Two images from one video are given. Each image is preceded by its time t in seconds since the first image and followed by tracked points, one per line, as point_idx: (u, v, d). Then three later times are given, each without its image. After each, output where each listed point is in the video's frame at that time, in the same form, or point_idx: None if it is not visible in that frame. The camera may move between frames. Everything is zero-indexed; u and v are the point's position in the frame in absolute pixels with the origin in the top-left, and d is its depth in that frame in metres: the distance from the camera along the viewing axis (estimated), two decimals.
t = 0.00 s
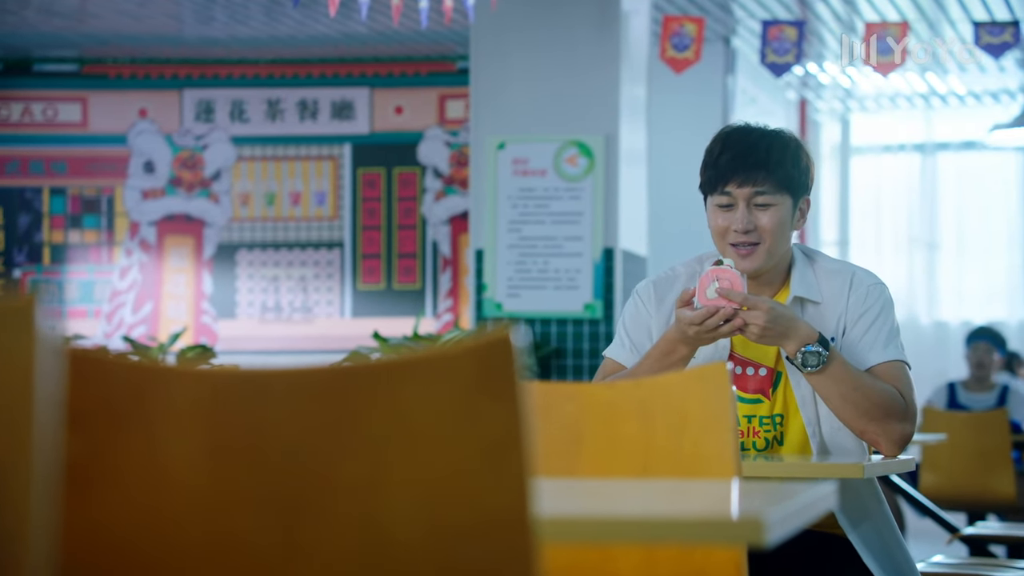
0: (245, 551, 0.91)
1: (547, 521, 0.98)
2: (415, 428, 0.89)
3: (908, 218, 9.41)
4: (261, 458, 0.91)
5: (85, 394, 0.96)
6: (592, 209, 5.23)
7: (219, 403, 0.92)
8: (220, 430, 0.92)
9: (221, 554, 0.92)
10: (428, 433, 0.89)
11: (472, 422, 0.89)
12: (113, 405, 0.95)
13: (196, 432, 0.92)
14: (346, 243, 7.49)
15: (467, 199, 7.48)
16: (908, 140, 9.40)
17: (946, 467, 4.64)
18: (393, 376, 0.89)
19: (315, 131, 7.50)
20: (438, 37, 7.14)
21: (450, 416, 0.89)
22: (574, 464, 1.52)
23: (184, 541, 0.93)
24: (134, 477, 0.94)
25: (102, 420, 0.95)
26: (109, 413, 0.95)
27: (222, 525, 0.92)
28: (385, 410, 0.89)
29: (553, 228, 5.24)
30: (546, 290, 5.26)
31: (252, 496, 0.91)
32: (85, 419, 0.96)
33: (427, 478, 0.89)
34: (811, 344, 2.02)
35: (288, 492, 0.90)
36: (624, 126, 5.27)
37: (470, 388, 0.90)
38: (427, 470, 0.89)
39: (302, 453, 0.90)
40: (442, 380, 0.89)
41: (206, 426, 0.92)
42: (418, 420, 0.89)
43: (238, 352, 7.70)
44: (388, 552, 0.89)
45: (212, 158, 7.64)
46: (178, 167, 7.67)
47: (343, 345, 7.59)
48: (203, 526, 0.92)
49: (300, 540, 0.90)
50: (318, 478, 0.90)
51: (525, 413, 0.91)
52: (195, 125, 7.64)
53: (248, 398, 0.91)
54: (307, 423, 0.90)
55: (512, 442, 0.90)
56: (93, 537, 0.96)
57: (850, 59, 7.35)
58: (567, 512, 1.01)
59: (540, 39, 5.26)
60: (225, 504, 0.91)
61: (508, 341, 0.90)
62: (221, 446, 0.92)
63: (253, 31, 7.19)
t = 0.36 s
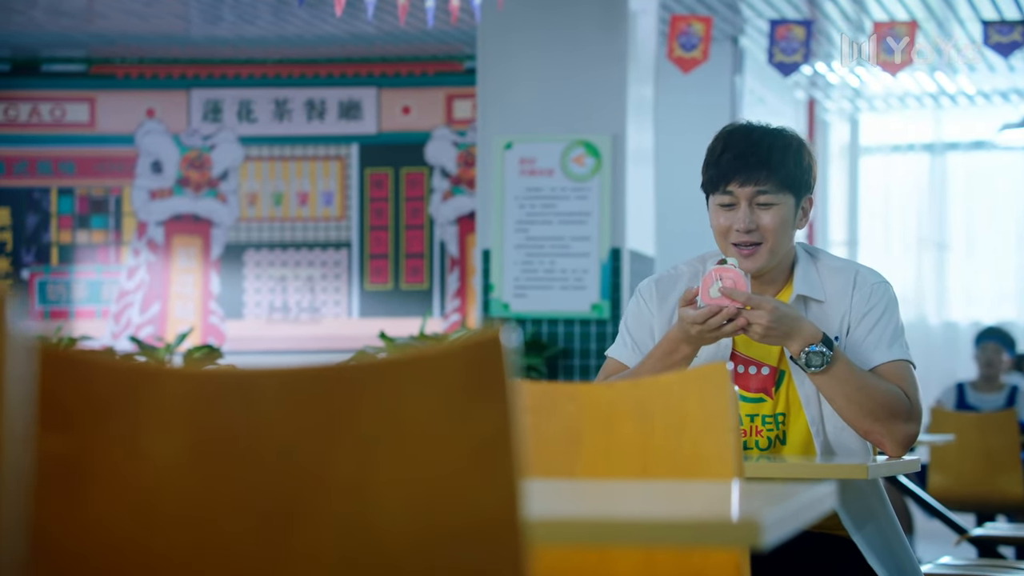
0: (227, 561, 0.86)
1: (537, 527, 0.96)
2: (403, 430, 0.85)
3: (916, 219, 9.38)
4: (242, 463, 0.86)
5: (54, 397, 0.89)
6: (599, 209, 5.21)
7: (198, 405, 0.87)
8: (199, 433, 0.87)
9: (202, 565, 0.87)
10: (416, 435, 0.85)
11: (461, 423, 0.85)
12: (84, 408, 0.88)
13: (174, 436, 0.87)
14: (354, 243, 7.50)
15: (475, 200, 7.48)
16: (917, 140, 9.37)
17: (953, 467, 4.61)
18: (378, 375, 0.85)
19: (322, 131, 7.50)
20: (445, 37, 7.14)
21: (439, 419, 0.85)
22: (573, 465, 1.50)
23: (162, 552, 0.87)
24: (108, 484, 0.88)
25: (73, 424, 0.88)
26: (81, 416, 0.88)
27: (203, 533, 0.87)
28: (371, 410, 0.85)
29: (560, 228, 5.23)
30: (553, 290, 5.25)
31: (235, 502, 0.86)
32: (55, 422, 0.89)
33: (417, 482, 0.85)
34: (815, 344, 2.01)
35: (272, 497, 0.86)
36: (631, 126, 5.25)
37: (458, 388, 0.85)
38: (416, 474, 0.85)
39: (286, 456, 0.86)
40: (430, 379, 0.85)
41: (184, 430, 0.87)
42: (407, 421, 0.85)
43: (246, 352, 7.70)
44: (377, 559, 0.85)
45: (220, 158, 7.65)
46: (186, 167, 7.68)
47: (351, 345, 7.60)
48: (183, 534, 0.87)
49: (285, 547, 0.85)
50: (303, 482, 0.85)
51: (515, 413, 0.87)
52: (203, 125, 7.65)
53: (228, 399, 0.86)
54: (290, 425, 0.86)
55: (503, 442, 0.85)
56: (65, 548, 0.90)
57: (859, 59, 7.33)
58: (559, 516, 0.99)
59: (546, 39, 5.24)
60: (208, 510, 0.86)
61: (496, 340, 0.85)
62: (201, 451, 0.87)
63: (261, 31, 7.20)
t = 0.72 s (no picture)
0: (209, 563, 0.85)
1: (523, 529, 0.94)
2: (389, 428, 0.84)
3: (926, 219, 9.34)
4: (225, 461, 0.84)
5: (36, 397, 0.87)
6: (606, 209, 5.19)
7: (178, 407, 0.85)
8: (181, 432, 0.85)
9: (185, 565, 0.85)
10: (404, 434, 0.84)
11: (450, 423, 0.83)
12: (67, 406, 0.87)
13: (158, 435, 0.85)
14: (362, 243, 7.49)
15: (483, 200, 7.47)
16: (927, 139, 9.32)
17: (963, 468, 4.58)
18: (365, 376, 0.84)
19: (330, 131, 7.49)
20: (452, 36, 7.12)
21: (426, 419, 0.83)
22: (570, 467, 1.47)
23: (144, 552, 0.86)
24: (89, 484, 0.87)
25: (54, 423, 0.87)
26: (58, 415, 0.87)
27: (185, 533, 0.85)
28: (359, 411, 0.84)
29: (567, 228, 5.21)
30: (560, 290, 5.23)
31: (218, 503, 0.84)
32: (34, 419, 0.87)
33: (402, 482, 0.83)
34: (820, 343, 1.99)
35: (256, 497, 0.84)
36: (639, 126, 5.23)
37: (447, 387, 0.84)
38: (401, 472, 0.83)
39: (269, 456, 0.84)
40: (417, 379, 0.83)
41: (167, 427, 0.85)
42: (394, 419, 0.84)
43: (254, 352, 7.71)
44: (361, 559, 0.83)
45: (228, 158, 7.65)
46: (194, 167, 7.68)
47: (358, 345, 7.59)
48: (165, 535, 0.85)
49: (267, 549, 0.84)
50: (287, 483, 0.84)
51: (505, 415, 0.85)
52: (210, 126, 7.64)
53: (210, 398, 0.85)
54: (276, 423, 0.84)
55: (492, 443, 0.84)
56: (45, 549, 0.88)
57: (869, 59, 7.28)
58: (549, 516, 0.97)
59: (553, 39, 5.23)
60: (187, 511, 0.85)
61: (487, 341, 0.84)
62: (183, 451, 0.85)
63: (268, 31, 7.20)
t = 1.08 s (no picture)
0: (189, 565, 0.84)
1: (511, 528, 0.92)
2: (371, 427, 0.82)
3: (932, 218, 9.32)
4: (205, 461, 0.83)
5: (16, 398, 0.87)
6: (611, 209, 5.16)
7: (158, 406, 0.84)
8: (159, 431, 0.84)
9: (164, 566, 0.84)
10: (384, 434, 0.82)
11: (433, 425, 0.82)
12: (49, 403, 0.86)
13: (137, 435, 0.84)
14: (366, 243, 7.49)
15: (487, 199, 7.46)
16: (934, 139, 9.28)
17: (967, 468, 4.55)
18: (347, 375, 0.83)
19: (334, 131, 7.48)
20: (457, 36, 7.11)
21: (409, 420, 0.82)
22: (567, 467, 1.43)
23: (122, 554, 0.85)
24: (70, 484, 0.86)
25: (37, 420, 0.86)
26: (41, 411, 0.86)
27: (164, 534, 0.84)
28: (340, 411, 0.83)
29: (571, 228, 5.18)
30: (564, 290, 5.21)
31: (198, 504, 0.83)
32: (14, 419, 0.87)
33: (385, 484, 0.82)
34: (826, 338, 1.97)
35: (238, 498, 0.83)
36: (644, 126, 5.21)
37: (428, 388, 0.82)
38: (382, 472, 0.82)
39: (250, 456, 0.83)
40: (401, 379, 0.82)
41: (145, 426, 0.84)
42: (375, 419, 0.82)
43: (259, 352, 7.71)
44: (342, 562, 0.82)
45: (232, 158, 7.64)
46: (198, 167, 7.68)
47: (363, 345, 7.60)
48: (143, 537, 0.84)
49: (248, 549, 0.83)
50: (268, 483, 0.83)
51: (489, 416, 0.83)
52: (215, 125, 7.64)
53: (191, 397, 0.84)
54: (255, 424, 0.83)
55: (476, 446, 0.82)
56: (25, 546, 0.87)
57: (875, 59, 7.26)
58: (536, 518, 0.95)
59: (557, 38, 5.22)
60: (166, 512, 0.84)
61: (471, 339, 0.81)
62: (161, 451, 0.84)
63: (273, 31, 7.20)
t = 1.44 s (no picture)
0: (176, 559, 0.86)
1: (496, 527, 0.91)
2: (352, 427, 0.84)
3: (937, 219, 9.29)
4: (193, 458, 0.86)
5: (27, 396, 0.91)
6: (613, 209, 5.14)
7: (147, 404, 0.87)
8: (148, 426, 0.87)
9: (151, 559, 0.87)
10: (366, 433, 0.84)
11: (416, 425, 0.83)
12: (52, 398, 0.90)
13: (127, 433, 0.87)
14: (369, 243, 7.48)
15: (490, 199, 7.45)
16: (939, 139, 9.24)
17: (971, 469, 4.51)
18: (329, 376, 0.85)
19: (337, 131, 7.46)
20: (460, 35, 7.10)
21: (391, 420, 0.83)
22: (561, 467, 1.40)
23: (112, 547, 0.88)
24: (66, 478, 0.89)
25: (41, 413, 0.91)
26: (44, 403, 0.91)
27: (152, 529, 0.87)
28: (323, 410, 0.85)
29: (574, 228, 5.16)
30: (567, 290, 5.19)
31: (185, 500, 0.86)
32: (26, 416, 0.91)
33: (366, 483, 0.84)
34: (825, 338, 1.96)
35: (223, 495, 0.85)
36: (646, 125, 5.19)
37: (410, 389, 0.83)
38: (364, 471, 0.84)
39: (236, 453, 0.85)
40: (383, 380, 0.84)
41: (136, 423, 0.87)
42: (357, 420, 0.84)
43: (263, 352, 7.72)
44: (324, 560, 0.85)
45: (235, 158, 7.64)
46: (201, 167, 7.68)
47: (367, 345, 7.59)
48: (133, 530, 0.87)
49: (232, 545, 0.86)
50: (254, 481, 0.85)
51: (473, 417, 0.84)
52: (218, 125, 7.64)
53: (180, 394, 0.86)
54: (242, 421, 0.85)
55: (459, 448, 0.83)
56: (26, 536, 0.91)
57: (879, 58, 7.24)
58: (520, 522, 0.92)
59: (560, 38, 5.20)
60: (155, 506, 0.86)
61: (452, 338, 0.83)
62: (150, 447, 0.87)
63: (276, 31, 7.20)
